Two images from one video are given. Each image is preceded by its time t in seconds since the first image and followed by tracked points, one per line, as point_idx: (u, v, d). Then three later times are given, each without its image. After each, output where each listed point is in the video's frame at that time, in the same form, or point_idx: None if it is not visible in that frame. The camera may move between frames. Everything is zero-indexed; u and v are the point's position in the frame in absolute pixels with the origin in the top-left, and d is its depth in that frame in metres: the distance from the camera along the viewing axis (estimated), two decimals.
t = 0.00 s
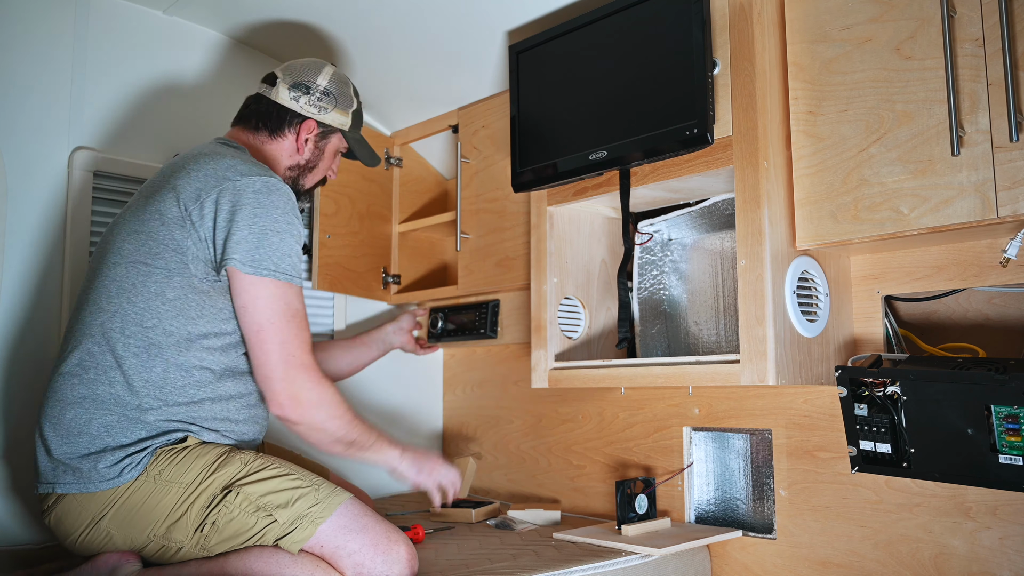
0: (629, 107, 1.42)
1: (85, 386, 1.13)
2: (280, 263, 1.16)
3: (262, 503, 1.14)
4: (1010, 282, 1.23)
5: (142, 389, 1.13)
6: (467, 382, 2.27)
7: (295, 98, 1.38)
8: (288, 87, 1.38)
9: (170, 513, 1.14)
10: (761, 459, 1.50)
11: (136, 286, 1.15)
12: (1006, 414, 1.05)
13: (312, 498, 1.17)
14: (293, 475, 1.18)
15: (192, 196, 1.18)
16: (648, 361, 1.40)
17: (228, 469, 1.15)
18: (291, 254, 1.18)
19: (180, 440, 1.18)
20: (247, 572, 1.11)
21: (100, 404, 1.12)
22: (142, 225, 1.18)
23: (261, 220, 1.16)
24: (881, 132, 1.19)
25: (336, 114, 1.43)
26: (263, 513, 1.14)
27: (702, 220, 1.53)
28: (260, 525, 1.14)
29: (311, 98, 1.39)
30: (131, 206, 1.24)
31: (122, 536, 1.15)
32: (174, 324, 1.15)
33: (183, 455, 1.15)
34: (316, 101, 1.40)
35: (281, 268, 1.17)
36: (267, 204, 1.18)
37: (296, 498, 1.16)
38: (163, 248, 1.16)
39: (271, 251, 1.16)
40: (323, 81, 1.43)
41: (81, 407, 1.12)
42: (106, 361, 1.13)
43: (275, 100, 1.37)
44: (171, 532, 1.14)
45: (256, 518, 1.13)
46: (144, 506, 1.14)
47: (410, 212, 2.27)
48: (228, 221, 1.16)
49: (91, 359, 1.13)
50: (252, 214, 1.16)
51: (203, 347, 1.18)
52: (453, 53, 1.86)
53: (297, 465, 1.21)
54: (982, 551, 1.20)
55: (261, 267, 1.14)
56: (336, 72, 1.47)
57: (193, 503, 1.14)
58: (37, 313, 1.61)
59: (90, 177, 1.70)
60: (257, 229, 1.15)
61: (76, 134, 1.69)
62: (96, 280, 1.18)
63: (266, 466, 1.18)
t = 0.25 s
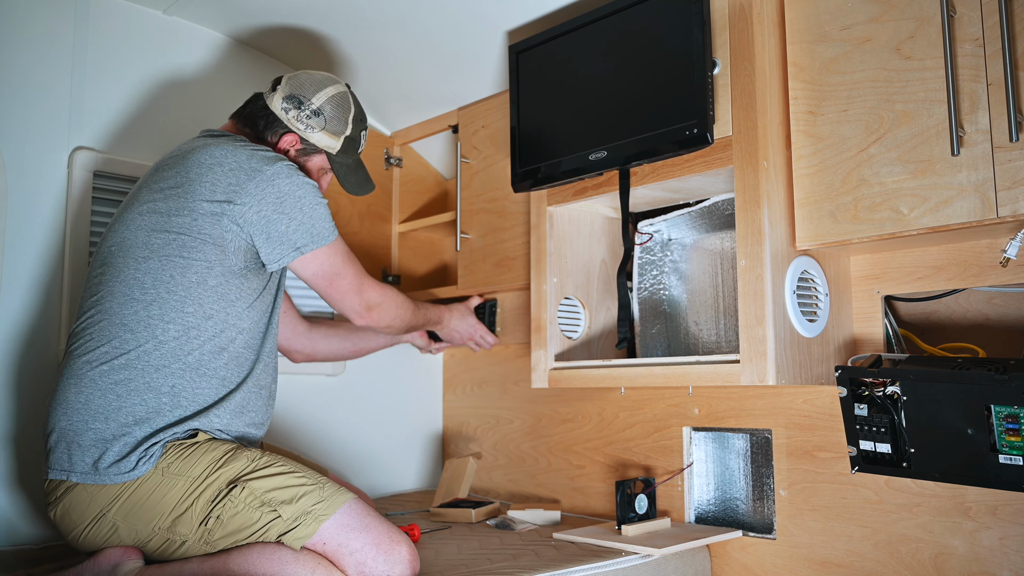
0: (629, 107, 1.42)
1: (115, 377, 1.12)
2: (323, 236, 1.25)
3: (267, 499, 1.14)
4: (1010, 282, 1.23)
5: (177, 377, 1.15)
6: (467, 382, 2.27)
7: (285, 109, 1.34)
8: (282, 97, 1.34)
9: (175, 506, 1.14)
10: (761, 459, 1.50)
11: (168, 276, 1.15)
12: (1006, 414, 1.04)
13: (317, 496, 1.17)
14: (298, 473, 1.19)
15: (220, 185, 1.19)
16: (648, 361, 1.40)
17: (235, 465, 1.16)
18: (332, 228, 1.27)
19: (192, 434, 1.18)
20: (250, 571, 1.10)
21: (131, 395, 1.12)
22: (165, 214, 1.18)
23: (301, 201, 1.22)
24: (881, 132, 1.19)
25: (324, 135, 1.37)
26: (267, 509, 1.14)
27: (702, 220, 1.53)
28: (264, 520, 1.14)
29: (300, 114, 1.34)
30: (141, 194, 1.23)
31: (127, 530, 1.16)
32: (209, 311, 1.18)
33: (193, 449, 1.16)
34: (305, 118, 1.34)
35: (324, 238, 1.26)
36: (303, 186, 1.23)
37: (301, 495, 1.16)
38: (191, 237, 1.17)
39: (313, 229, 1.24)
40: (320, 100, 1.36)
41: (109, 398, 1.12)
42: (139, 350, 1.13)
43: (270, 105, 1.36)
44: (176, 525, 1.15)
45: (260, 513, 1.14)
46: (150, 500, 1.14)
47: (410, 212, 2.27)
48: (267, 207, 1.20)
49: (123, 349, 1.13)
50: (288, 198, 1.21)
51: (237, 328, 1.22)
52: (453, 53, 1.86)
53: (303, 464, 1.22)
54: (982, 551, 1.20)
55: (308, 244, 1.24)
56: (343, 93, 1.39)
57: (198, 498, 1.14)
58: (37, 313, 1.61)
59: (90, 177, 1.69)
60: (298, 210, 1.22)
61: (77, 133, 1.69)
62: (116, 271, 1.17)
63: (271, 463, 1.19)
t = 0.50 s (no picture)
0: (629, 107, 1.42)
1: (101, 385, 1.12)
2: (308, 255, 1.22)
3: (266, 500, 1.15)
4: (1010, 282, 1.22)
5: (162, 388, 1.14)
6: (467, 382, 2.27)
7: (280, 118, 1.34)
8: (278, 106, 1.35)
9: (175, 508, 1.15)
10: (761, 459, 1.50)
11: (154, 285, 1.15)
12: (1006, 414, 1.04)
13: (316, 496, 1.17)
14: (297, 473, 1.19)
15: (208, 194, 1.19)
16: (648, 361, 1.40)
17: (233, 466, 1.16)
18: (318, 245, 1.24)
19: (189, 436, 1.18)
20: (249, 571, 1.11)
21: (116, 404, 1.12)
22: (154, 222, 1.18)
23: (287, 217, 1.21)
24: (881, 132, 1.19)
25: (318, 147, 1.37)
26: (267, 510, 1.14)
27: (702, 220, 1.53)
28: (263, 521, 1.14)
29: (295, 125, 1.34)
30: (133, 197, 1.23)
31: (126, 532, 1.16)
32: (194, 322, 1.17)
33: (191, 451, 1.16)
34: (300, 129, 1.35)
35: (310, 258, 1.23)
36: (290, 200, 1.21)
37: (300, 495, 1.16)
38: (178, 246, 1.17)
39: (298, 247, 1.21)
40: (317, 111, 1.36)
41: (95, 406, 1.12)
42: (123, 360, 1.13)
43: (265, 114, 1.35)
44: (175, 527, 1.15)
45: (259, 514, 1.14)
46: (149, 502, 1.14)
47: (410, 212, 2.27)
48: (252, 220, 1.19)
49: (108, 358, 1.13)
50: (274, 212, 1.20)
51: (224, 340, 1.21)
52: (453, 53, 1.86)
53: (302, 464, 1.22)
54: (982, 551, 1.20)
55: (292, 262, 1.21)
56: (341, 106, 1.40)
57: (197, 499, 1.14)
58: (37, 314, 1.61)
59: (90, 177, 1.70)
60: (284, 226, 1.20)
61: (77, 133, 1.69)
62: (105, 277, 1.17)
63: (270, 464, 1.19)
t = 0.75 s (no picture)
0: (629, 107, 1.42)
1: (85, 395, 1.11)
2: (292, 282, 1.16)
3: (263, 503, 1.14)
4: (1010, 282, 1.23)
5: (145, 403, 1.13)
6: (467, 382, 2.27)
7: (300, 137, 1.30)
8: (299, 124, 1.30)
9: (171, 513, 1.15)
10: (761, 459, 1.50)
11: (139, 297, 1.14)
12: (1006, 414, 1.05)
13: (313, 498, 1.17)
14: (294, 476, 1.19)
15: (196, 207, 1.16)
16: (648, 361, 1.41)
17: (229, 470, 1.15)
18: (304, 271, 1.18)
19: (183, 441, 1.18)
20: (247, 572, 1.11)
21: (100, 415, 1.12)
22: (145, 231, 1.16)
23: (272, 238, 1.15)
24: (881, 132, 1.19)
25: (337, 170, 1.32)
26: (264, 513, 1.14)
27: (702, 220, 1.53)
28: (261, 524, 1.14)
29: (315, 146, 1.30)
30: (131, 202, 1.22)
31: (123, 537, 1.16)
32: (178, 338, 1.15)
33: (186, 456, 1.16)
34: (319, 151, 1.30)
35: (294, 285, 1.17)
36: (277, 221, 1.16)
37: (297, 498, 1.16)
38: (165, 258, 1.15)
39: (282, 271, 1.16)
40: (337, 133, 1.31)
41: (80, 415, 1.12)
42: (106, 372, 1.12)
43: (285, 132, 1.30)
44: (173, 532, 1.15)
45: (257, 517, 1.14)
46: (146, 508, 1.14)
47: (410, 212, 2.27)
48: (237, 238, 1.15)
49: (92, 369, 1.12)
50: (260, 232, 1.15)
51: (210, 356, 1.18)
52: (452, 53, 1.86)
53: (299, 466, 1.22)
54: (982, 551, 1.20)
55: (274, 287, 1.15)
56: (364, 126, 1.35)
57: (194, 504, 1.14)
58: (38, 314, 1.61)
59: (90, 177, 1.70)
60: (270, 248, 1.15)
61: (77, 134, 1.70)
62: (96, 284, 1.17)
63: (266, 467, 1.19)
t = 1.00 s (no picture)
0: (629, 107, 1.42)
1: (99, 382, 1.12)
2: (325, 285, 1.20)
3: (265, 501, 1.15)
4: (1010, 282, 1.22)
5: (161, 393, 1.14)
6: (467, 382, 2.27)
7: (327, 127, 1.36)
8: (321, 115, 1.36)
9: (172, 510, 1.15)
10: (761, 459, 1.51)
11: (166, 287, 1.16)
12: (1006, 414, 1.05)
13: (315, 497, 1.17)
14: (295, 475, 1.19)
15: (233, 207, 1.19)
16: (648, 361, 1.41)
17: (231, 467, 1.16)
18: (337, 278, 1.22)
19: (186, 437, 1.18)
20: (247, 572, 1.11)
21: (112, 403, 1.12)
22: (177, 226, 1.19)
23: (308, 242, 1.19)
24: (881, 132, 1.19)
25: (366, 144, 1.41)
26: (265, 512, 1.14)
27: (702, 220, 1.53)
28: (262, 522, 1.14)
29: (344, 130, 1.37)
30: (163, 198, 1.25)
31: (123, 533, 1.16)
32: (198, 331, 1.16)
33: (188, 452, 1.16)
34: (348, 133, 1.38)
35: (327, 287, 1.20)
36: (314, 226, 1.20)
37: (298, 497, 1.16)
38: (196, 252, 1.17)
39: (316, 275, 1.19)
40: (358, 112, 1.40)
41: (92, 402, 1.12)
42: (123, 359, 1.12)
43: (307, 128, 1.36)
44: (173, 529, 1.15)
45: (258, 515, 1.14)
46: (147, 503, 1.14)
47: (410, 212, 2.27)
48: (272, 239, 1.18)
49: (111, 355, 1.12)
50: (295, 235, 1.18)
51: (228, 354, 1.20)
52: (452, 53, 1.86)
53: (300, 465, 1.22)
54: (982, 551, 1.20)
55: (305, 288, 1.18)
56: (373, 101, 1.44)
57: (195, 501, 1.14)
58: (38, 313, 1.61)
59: (90, 176, 1.70)
60: (305, 250, 1.19)
61: (77, 133, 1.70)
62: (120, 273, 1.18)
63: (268, 465, 1.19)
